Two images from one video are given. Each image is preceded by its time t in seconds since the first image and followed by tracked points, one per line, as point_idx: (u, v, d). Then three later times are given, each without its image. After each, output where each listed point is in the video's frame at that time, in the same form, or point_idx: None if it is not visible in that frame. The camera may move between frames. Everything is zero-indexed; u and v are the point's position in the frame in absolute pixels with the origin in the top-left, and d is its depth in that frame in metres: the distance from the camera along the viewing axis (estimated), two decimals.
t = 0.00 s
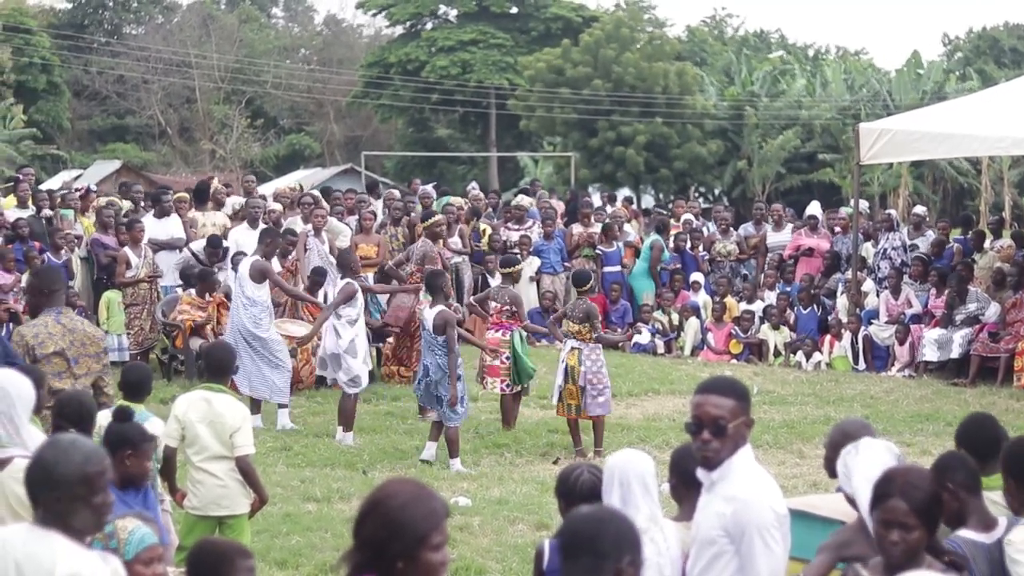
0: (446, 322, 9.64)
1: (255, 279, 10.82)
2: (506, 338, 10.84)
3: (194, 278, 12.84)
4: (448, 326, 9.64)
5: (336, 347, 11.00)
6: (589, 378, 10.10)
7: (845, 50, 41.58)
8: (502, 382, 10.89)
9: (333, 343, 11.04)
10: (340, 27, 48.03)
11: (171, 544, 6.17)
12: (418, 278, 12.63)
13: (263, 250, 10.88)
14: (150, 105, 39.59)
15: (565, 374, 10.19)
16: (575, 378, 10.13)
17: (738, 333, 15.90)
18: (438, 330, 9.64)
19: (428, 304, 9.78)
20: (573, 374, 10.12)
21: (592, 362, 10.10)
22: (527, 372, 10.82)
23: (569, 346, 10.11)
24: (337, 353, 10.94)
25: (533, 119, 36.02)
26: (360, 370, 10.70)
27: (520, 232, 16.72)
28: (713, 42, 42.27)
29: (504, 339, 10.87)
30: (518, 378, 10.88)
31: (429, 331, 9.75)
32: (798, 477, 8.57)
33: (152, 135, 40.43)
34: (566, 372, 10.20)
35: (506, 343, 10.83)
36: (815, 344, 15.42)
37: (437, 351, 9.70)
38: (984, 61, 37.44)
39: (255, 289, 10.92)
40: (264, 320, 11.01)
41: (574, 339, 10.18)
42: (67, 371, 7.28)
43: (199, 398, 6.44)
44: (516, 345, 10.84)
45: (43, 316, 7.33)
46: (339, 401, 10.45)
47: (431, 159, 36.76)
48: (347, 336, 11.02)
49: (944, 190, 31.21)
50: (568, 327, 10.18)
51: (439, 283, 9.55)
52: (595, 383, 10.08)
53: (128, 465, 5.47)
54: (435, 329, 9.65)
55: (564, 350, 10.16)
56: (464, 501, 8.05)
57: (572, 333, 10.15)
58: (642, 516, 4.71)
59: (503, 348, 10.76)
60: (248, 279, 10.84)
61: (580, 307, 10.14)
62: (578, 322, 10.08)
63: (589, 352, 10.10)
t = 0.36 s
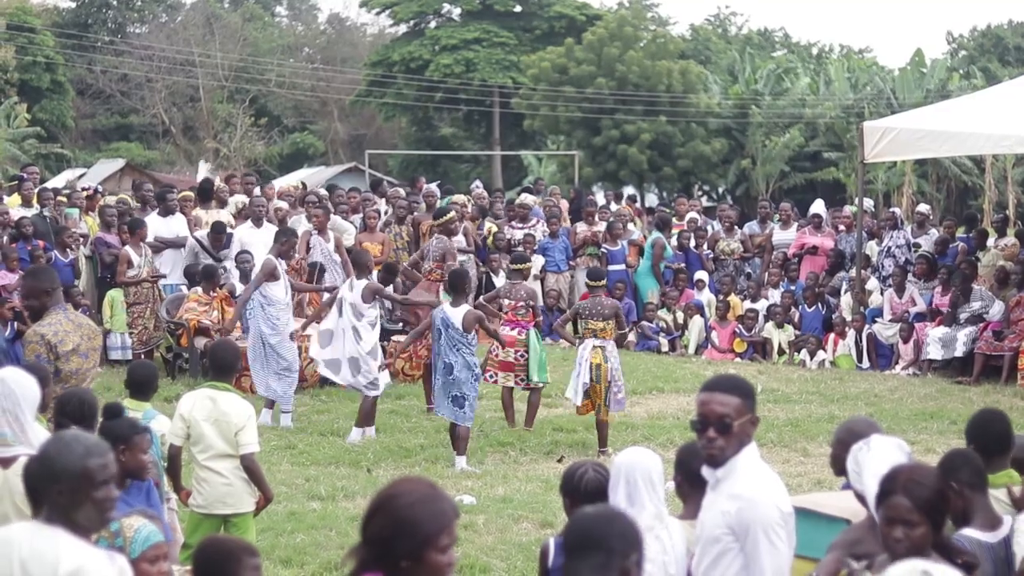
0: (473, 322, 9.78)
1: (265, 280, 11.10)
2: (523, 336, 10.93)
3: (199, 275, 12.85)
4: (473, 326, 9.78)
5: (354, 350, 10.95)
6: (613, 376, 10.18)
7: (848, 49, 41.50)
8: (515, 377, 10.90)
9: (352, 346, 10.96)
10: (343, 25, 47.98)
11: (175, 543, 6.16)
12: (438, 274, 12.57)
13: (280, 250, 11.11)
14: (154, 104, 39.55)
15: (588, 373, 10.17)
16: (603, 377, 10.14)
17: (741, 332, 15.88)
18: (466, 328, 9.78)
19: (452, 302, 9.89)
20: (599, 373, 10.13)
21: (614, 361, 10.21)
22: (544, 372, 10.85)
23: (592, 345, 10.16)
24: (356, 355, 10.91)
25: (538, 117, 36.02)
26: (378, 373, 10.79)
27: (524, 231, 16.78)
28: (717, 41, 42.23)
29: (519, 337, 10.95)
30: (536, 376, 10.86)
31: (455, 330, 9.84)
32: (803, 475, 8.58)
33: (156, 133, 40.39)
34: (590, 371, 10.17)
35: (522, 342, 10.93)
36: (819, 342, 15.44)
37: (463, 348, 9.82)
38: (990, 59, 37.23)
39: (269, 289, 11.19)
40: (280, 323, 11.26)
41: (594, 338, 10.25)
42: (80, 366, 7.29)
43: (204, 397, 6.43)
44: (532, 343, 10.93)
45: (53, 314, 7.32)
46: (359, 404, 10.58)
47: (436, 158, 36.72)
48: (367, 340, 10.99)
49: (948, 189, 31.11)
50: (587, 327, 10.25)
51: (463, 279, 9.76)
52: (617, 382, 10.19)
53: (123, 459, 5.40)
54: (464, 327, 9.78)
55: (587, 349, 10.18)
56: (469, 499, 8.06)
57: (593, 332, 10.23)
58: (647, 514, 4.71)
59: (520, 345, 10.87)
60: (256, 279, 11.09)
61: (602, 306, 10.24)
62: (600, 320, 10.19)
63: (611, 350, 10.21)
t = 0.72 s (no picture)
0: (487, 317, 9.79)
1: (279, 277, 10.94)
2: (530, 333, 10.94)
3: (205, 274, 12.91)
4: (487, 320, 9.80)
5: (371, 344, 10.83)
6: (618, 374, 10.16)
7: (852, 48, 41.41)
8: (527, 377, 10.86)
9: (370, 339, 10.87)
10: (346, 24, 47.96)
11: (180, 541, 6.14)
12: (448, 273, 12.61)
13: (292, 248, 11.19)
14: (157, 103, 39.54)
15: (592, 370, 10.22)
16: (607, 375, 10.15)
17: (744, 331, 15.99)
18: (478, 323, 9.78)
19: (463, 298, 9.87)
20: (603, 370, 10.15)
21: (619, 359, 10.15)
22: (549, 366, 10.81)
23: (596, 343, 10.17)
24: (373, 350, 10.75)
25: (539, 117, 36.33)
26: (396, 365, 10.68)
27: (528, 230, 16.71)
28: (720, 40, 42.20)
29: (528, 334, 10.95)
30: (541, 372, 10.82)
31: (466, 326, 9.82)
32: (807, 474, 8.58)
33: (159, 132, 40.41)
34: (593, 368, 10.21)
35: (529, 338, 10.92)
36: (823, 341, 15.50)
37: (475, 345, 9.79)
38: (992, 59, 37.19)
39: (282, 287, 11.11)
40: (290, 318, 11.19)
41: (600, 335, 10.24)
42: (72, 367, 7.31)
43: (210, 395, 6.43)
44: (540, 340, 10.89)
45: (47, 315, 7.31)
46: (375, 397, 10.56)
47: (438, 156, 36.73)
48: (383, 331, 10.94)
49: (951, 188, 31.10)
50: (595, 324, 10.22)
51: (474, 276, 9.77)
52: (625, 379, 10.17)
53: (137, 458, 5.41)
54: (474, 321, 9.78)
55: (591, 346, 10.20)
56: (474, 498, 8.07)
57: (599, 330, 10.22)
58: (654, 512, 4.70)
59: (528, 342, 10.86)
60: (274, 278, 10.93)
61: (609, 304, 10.20)
62: (608, 319, 10.16)
63: (616, 349, 10.17)
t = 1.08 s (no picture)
0: (490, 320, 9.78)
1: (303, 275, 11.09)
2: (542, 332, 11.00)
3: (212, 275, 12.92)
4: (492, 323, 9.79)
5: (377, 346, 10.88)
6: (633, 375, 10.16)
7: (857, 49, 41.43)
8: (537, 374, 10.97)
9: (375, 342, 10.87)
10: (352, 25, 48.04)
11: (188, 541, 6.13)
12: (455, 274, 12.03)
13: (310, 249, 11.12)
14: (162, 105, 39.54)
15: (607, 371, 10.21)
16: (620, 375, 10.15)
17: (751, 332, 16.02)
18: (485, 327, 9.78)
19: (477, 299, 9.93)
20: (618, 371, 10.15)
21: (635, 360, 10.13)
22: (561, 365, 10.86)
23: (613, 344, 10.13)
24: (379, 352, 10.85)
25: (545, 119, 36.29)
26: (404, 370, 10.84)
27: (535, 231, 16.66)
28: (726, 41, 42.23)
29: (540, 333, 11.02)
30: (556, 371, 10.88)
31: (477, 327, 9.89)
32: (815, 475, 8.59)
33: (165, 133, 40.44)
34: (608, 369, 10.21)
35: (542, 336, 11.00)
36: (830, 342, 15.48)
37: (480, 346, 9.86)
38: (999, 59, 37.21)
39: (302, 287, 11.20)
40: (310, 320, 11.29)
41: (616, 336, 10.21)
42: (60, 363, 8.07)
43: (218, 396, 6.42)
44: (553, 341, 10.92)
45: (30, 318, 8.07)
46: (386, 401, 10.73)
47: (445, 157, 36.76)
48: (387, 335, 10.89)
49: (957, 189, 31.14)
50: (613, 325, 10.20)
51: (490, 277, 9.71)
52: (639, 381, 10.15)
53: (145, 460, 5.41)
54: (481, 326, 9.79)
55: (608, 347, 10.17)
56: (483, 499, 8.08)
57: (617, 331, 10.19)
58: (663, 513, 4.68)
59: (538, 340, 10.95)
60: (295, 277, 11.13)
61: (625, 304, 10.16)
62: (624, 320, 10.14)
63: (632, 350, 10.13)
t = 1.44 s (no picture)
0: (507, 315, 9.91)
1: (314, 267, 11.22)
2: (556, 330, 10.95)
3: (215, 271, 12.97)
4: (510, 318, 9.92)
5: (387, 344, 10.93)
6: (648, 369, 10.17)
7: (860, 46, 41.39)
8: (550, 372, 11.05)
9: (385, 340, 10.92)
10: (355, 21, 48.05)
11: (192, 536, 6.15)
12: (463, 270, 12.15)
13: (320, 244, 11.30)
14: (165, 101, 39.50)
15: (623, 367, 10.21)
16: (637, 370, 10.15)
17: (755, 328, 16.10)
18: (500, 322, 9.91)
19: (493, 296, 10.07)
20: (634, 367, 10.15)
21: (649, 356, 10.15)
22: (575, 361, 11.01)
23: (626, 340, 10.14)
24: (390, 350, 10.90)
25: (548, 114, 36.22)
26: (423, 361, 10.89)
27: (538, 227, 16.68)
28: (729, 37, 42.20)
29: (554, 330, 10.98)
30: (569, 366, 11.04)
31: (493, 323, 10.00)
32: (818, 471, 8.60)
33: (168, 129, 40.40)
34: (623, 365, 10.21)
35: (556, 334, 10.97)
36: (833, 338, 15.52)
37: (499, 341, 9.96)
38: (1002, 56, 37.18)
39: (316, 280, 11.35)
40: (324, 313, 11.45)
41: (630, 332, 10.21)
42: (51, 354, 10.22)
43: (221, 391, 6.42)
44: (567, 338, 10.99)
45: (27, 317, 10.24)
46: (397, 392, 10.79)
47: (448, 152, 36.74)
48: (397, 334, 10.91)
49: (960, 185, 31.15)
50: (625, 321, 10.18)
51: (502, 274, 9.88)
52: (653, 375, 10.18)
53: (149, 456, 5.41)
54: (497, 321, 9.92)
55: (621, 343, 10.17)
56: (485, 495, 8.10)
57: (629, 327, 10.17)
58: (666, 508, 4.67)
59: (553, 338, 10.93)
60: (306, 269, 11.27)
61: (636, 300, 10.12)
62: (635, 316, 10.12)
63: (646, 345, 10.15)
